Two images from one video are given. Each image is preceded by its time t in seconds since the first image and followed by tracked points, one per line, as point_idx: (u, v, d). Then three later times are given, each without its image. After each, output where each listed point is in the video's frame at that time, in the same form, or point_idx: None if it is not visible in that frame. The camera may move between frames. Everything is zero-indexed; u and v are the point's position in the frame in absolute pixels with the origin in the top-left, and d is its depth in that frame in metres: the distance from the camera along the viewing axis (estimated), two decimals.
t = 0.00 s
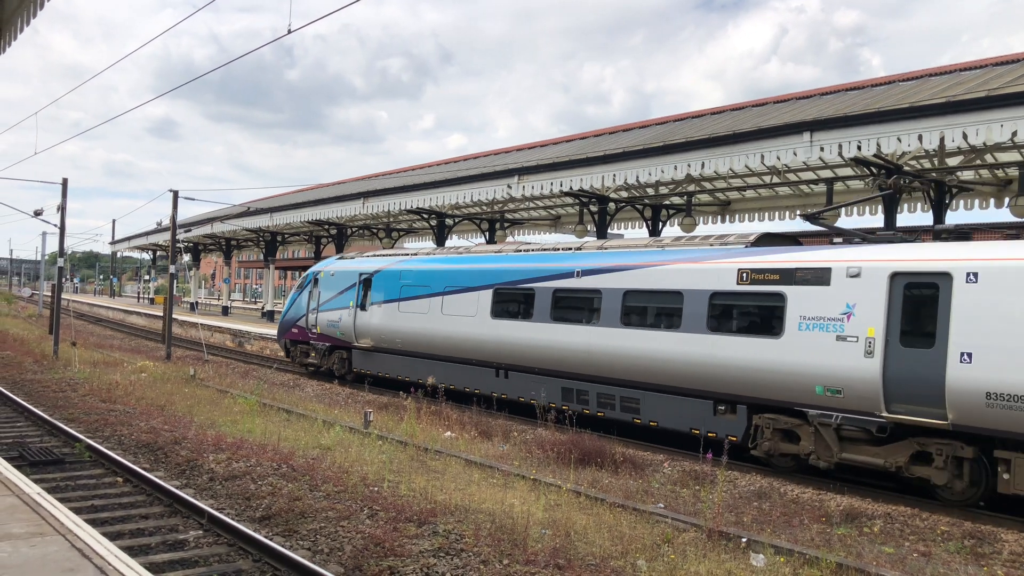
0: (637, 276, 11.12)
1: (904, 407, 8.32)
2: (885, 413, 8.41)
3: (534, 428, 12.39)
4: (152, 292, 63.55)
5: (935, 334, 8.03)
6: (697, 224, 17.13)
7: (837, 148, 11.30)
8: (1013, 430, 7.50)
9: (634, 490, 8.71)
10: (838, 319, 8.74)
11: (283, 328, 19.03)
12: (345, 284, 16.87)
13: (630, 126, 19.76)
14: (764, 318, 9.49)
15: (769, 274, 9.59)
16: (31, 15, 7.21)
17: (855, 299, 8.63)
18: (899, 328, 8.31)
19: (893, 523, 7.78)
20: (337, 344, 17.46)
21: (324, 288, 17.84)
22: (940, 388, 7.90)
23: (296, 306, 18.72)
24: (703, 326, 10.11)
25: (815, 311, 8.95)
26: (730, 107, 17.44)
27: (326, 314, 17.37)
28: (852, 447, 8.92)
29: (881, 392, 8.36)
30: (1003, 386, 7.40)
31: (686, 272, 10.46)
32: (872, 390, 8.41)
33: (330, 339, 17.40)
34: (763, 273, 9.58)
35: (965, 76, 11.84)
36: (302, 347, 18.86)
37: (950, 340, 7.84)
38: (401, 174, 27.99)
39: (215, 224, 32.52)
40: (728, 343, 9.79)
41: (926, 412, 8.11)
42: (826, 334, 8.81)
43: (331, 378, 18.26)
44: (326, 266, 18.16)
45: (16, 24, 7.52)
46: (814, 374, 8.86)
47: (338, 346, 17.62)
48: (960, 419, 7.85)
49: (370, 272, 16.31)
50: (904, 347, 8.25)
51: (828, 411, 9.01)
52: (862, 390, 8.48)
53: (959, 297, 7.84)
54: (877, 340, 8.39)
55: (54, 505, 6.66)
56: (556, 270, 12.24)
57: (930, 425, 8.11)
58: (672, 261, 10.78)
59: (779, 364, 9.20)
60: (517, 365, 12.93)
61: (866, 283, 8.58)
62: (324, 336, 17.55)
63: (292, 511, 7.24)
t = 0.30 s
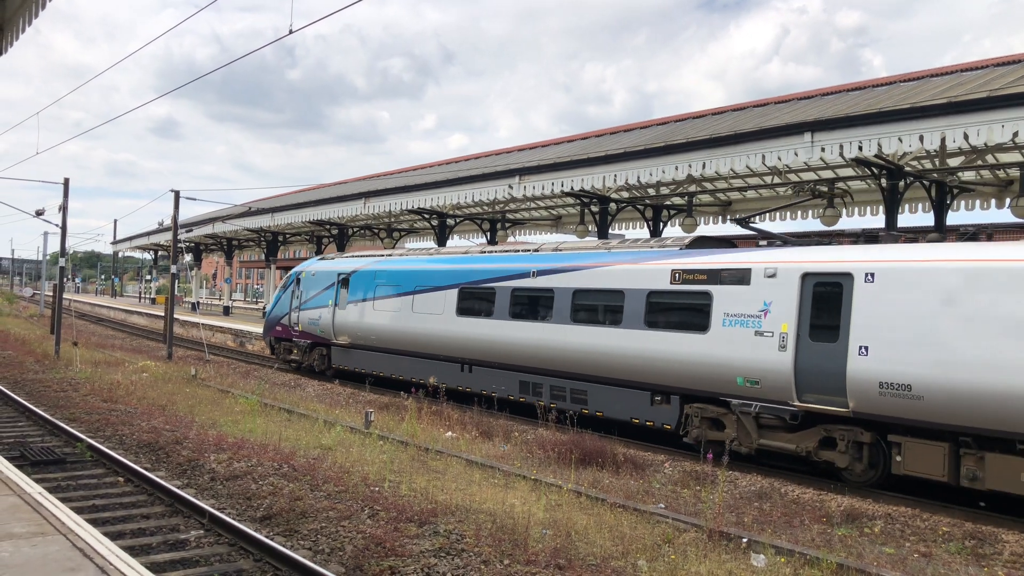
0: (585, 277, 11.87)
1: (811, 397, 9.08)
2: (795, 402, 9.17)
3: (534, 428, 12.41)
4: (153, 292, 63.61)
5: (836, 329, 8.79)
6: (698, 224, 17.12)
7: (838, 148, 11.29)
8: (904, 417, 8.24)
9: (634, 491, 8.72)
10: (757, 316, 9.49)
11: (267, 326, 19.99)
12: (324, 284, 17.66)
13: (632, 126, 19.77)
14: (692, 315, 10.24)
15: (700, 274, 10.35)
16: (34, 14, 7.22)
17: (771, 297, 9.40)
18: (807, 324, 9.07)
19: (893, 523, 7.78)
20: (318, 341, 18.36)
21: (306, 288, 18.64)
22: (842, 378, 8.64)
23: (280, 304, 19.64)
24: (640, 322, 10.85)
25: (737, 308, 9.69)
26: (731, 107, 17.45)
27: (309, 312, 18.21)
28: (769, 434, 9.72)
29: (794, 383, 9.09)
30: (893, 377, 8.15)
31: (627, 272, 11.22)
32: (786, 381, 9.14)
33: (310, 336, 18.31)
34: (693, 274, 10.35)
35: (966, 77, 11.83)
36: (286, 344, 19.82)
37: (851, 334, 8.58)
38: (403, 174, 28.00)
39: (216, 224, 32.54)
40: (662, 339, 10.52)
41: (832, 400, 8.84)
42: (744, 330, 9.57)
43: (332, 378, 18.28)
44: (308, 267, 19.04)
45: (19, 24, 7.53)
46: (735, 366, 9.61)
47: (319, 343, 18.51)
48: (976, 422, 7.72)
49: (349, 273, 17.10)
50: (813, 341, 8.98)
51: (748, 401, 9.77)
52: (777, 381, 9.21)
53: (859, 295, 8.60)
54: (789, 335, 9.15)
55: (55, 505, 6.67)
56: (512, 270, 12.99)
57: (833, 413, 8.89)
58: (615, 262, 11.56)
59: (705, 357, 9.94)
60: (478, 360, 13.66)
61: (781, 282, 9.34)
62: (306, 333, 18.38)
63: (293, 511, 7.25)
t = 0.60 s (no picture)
0: (539, 278, 12.64)
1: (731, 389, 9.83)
2: (718, 394, 9.91)
3: (534, 430, 12.42)
4: (154, 294, 63.65)
5: (753, 327, 9.56)
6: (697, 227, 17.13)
7: (838, 151, 11.30)
8: (810, 408, 9.02)
9: (634, 493, 8.72)
10: (686, 314, 10.26)
11: (253, 326, 20.83)
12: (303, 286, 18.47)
13: (632, 128, 19.77)
14: (630, 314, 11.02)
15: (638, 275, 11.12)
16: (34, 16, 7.23)
17: (699, 297, 10.17)
18: (729, 322, 9.82)
19: (893, 526, 7.78)
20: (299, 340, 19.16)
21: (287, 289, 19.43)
22: (758, 371, 9.41)
23: (265, 305, 20.49)
24: (586, 321, 11.63)
25: (669, 308, 10.46)
26: (731, 109, 17.48)
27: (291, 312, 19.02)
28: (697, 424, 10.55)
29: (717, 377, 9.83)
30: (801, 371, 8.94)
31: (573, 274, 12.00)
32: (710, 375, 9.89)
33: (292, 335, 19.13)
34: (631, 275, 11.13)
35: (966, 79, 11.84)
36: (270, 343, 20.65)
37: (765, 331, 9.36)
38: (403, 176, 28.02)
39: (216, 226, 32.53)
40: (605, 336, 11.29)
41: (751, 393, 9.58)
42: (674, 327, 10.34)
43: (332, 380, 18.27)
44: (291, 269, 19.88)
45: (19, 25, 7.54)
46: (667, 361, 10.38)
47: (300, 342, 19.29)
48: (899, 413, 8.28)
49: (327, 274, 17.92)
50: (734, 338, 9.73)
51: (677, 393, 10.55)
52: (703, 375, 9.96)
53: (772, 294, 9.38)
54: (712, 332, 9.90)
55: (55, 507, 6.67)
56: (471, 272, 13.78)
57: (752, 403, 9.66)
58: (564, 265, 12.34)
59: (641, 353, 10.71)
60: (445, 358, 14.40)
61: (706, 283, 10.12)
62: (288, 333, 19.18)
63: (293, 513, 7.25)
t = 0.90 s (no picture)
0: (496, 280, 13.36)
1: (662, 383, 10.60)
2: (650, 387, 10.67)
3: (535, 432, 12.41)
4: (155, 296, 63.67)
5: (680, 325, 10.35)
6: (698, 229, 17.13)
7: (839, 153, 11.31)
8: (730, 399, 9.79)
9: (635, 495, 8.70)
10: (623, 314, 11.06)
11: (239, 326, 21.62)
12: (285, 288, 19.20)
13: (633, 130, 19.79)
14: (575, 313, 11.83)
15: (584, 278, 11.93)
16: (35, 18, 7.23)
17: (634, 297, 10.97)
18: (659, 321, 10.63)
19: (895, 528, 7.76)
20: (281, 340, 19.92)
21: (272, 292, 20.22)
22: (684, 366, 10.17)
23: (250, 306, 21.28)
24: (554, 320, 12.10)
25: (609, 308, 11.25)
26: (731, 112, 17.50)
27: (274, 313, 19.72)
28: (634, 415, 11.29)
29: (650, 371, 10.61)
30: (721, 365, 9.71)
31: (524, 275, 12.83)
32: (644, 370, 10.68)
33: (274, 335, 19.89)
34: (576, 277, 11.92)
35: (967, 81, 11.85)
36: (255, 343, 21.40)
37: (691, 328, 10.13)
38: (404, 178, 28.03)
39: (216, 229, 32.52)
40: (554, 334, 12.04)
41: (680, 386, 10.32)
42: (612, 325, 11.15)
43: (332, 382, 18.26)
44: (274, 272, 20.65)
45: (21, 28, 7.54)
46: (608, 357, 11.18)
47: (282, 342, 20.02)
48: (804, 403, 9.04)
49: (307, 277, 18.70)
50: (665, 335, 10.51)
51: (616, 387, 11.31)
52: (638, 370, 10.75)
53: (698, 294, 10.15)
54: (646, 330, 10.68)
55: (55, 509, 6.66)
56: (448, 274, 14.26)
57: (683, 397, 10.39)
58: (519, 267, 13.09)
59: (586, 350, 11.49)
60: (413, 355, 15.13)
61: (641, 285, 10.92)
62: (271, 333, 19.90)
63: (293, 516, 7.24)
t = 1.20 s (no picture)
0: (458, 280, 14.21)
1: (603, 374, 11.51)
2: (591, 379, 11.54)
3: (535, 433, 12.42)
4: (155, 297, 63.68)
5: (617, 321, 11.26)
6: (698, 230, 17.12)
7: (839, 154, 11.31)
8: (661, 390, 10.67)
9: (635, 495, 8.71)
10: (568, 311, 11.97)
11: (226, 325, 22.54)
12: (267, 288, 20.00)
13: (633, 131, 19.78)
14: (529, 312, 12.68)
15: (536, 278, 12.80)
16: (35, 18, 7.22)
17: (578, 296, 11.88)
18: (599, 318, 11.53)
19: (895, 529, 7.76)
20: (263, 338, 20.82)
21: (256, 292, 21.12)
22: (621, 359, 11.08)
23: (236, 306, 22.19)
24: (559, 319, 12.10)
25: (557, 306, 12.14)
26: (732, 112, 17.50)
27: (257, 311, 20.57)
28: (578, 406, 12.20)
29: (591, 365, 11.53)
30: (651, 359, 10.61)
31: (481, 276, 13.74)
32: (586, 363, 11.59)
33: (257, 333, 20.78)
34: (528, 278, 12.79)
35: (967, 82, 11.85)
36: (240, 341, 22.27)
37: (626, 325, 11.04)
38: (404, 179, 28.02)
39: (217, 229, 32.49)
40: (517, 332, 12.75)
41: (618, 378, 11.24)
42: (558, 322, 12.06)
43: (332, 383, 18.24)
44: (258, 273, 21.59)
45: (21, 28, 7.54)
46: (554, 352, 12.07)
47: (265, 339, 20.89)
48: (720, 393, 9.93)
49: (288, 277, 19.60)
50: (605, 331, 11.42)
51: (563, 379, 12.21)
52: (580, 363, 11.67)
53: (633, 294, 11.06)
54: (588, 326, 11.59)
55: (54, 509, 6.66)
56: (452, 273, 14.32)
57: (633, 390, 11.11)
58: (479, 268, 13.92)
59: (536, 345, 12.38)
60: (385, 352, 15.96)
61: (584, 284, 11.83)
62: (255, 331, 20.79)
63: (294, 516, 7.24)
